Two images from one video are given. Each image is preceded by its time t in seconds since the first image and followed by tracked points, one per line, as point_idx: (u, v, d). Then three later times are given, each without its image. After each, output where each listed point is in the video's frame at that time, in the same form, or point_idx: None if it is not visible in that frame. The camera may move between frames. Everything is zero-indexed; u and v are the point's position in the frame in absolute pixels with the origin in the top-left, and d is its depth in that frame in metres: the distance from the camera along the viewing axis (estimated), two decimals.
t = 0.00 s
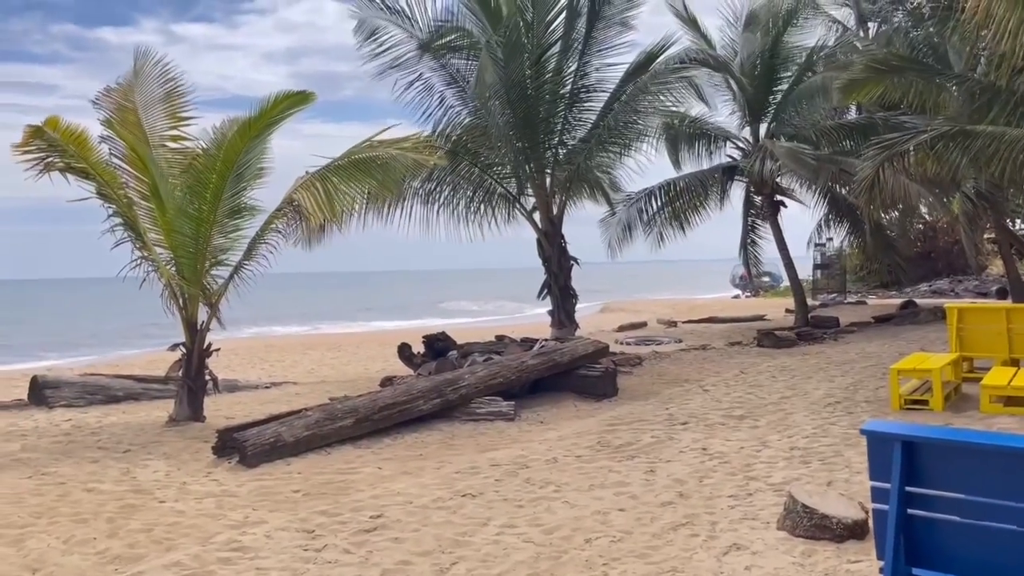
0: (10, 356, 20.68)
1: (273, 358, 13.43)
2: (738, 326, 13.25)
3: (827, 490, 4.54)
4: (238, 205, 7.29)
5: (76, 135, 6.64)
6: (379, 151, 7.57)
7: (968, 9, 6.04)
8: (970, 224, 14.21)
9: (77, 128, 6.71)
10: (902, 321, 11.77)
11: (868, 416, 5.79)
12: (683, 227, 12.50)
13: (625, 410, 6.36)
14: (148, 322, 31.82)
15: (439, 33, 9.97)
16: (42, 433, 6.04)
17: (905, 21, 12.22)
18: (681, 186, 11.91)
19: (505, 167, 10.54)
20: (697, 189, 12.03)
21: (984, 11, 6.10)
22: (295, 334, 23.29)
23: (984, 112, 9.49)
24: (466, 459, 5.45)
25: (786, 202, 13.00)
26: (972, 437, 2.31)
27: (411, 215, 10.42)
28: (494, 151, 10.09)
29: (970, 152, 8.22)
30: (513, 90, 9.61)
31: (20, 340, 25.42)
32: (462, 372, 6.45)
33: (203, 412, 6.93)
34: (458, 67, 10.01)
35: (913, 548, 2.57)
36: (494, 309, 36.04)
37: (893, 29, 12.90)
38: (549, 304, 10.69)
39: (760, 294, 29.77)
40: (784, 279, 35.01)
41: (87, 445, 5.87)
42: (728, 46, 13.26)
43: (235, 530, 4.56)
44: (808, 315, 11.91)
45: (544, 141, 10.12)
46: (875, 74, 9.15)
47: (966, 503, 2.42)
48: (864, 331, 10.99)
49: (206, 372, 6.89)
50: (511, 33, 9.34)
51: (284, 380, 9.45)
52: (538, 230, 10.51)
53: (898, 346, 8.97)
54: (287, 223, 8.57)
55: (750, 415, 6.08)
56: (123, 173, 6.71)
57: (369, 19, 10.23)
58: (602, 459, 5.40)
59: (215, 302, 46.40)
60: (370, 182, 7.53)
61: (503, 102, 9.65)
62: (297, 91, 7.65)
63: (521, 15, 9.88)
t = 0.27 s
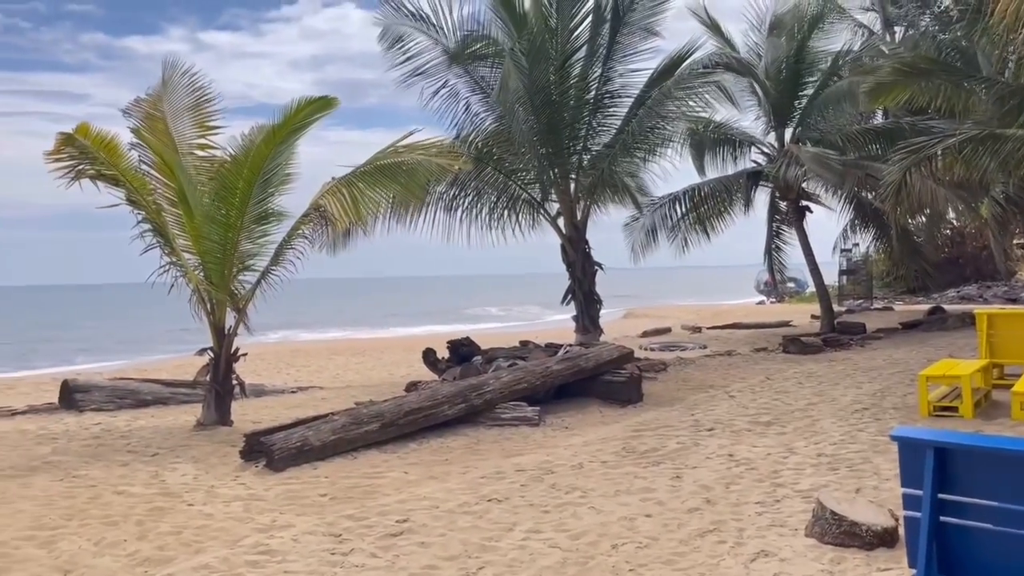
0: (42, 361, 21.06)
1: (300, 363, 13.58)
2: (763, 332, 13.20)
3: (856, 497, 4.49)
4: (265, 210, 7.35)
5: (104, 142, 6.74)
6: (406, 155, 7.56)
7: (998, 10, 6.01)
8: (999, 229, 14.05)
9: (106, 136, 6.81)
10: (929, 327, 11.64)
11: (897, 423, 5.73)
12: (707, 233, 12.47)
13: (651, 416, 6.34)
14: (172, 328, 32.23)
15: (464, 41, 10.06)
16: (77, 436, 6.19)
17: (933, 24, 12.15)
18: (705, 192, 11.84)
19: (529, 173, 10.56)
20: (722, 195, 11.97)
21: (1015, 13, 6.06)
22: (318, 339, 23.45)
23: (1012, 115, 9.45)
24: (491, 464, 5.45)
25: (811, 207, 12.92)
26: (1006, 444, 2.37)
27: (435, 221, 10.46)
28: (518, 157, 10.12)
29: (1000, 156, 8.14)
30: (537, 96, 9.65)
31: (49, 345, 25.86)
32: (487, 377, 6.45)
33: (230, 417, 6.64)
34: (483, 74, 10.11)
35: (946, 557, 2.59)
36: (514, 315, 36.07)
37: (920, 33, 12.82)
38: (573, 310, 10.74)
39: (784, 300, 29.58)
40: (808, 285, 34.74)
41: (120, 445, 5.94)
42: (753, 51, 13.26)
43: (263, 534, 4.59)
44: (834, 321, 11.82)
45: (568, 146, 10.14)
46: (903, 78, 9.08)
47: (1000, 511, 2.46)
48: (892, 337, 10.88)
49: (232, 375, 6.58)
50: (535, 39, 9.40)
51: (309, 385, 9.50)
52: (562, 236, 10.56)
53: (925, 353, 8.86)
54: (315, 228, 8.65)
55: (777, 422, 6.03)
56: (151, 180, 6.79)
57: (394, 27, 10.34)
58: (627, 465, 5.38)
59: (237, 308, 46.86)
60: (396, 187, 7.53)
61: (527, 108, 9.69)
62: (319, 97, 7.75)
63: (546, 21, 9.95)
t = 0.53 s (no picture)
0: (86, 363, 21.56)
1: (337, 366, 13.71)
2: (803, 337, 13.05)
3: (901, 505, 4.40)
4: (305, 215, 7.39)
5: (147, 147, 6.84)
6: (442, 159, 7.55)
7: None
8: None
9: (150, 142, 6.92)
10: (973, 332, 11.41)
11: (943, 430, 5.62)
12: (746, 236, 12.39)
13: (690, 421, 6.29)
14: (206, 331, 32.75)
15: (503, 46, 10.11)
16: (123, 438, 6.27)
17: (978, 25, 11.97)
18: (744, 196, 11.75)
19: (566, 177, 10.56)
20: (761, 198, 11.88)
21: None
22: (351, 343, 23.66)
23: None
24: (529, 469, 5.44)
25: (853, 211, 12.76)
26: None
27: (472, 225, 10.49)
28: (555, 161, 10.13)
29: None
30: (575, 99, 9.66)
31: (90, 347, 26.44)
32: (524, 381, 6.45)
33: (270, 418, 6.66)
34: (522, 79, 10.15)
35: (997, 565, 2.54)
36: (546, 320, 36.02)
37: (965, 34, 12.64)
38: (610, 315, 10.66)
39: (823, 306, 29.19)
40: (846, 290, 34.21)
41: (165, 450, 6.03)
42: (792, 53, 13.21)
43: (303, 535, 4.62)
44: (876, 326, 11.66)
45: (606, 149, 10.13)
46: (947, 79, 8.93)
47: None
48: (936, 343, 10.70)
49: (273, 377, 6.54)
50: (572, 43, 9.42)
51: (346, 388, 9.56)
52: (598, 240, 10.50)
53: (970, 359, 8.68)
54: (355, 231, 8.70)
55: (819, 428, 5.95)
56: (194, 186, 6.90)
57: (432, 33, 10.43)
58: (666, 471, 5.34)
59: (267, 313, 47.43)
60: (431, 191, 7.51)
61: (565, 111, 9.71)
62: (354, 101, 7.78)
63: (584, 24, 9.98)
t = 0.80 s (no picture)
0: (141, 362, 22.26)
1: (387, 366, 13.93)
2: (858, 341, 12.87)
3: (965, 513, 4.29)
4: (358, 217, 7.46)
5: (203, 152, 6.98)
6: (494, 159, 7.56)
7: None
8: None
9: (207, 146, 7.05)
10: None
11: (1006, 437, 5.48)
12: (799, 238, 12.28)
13: (743, 425, 6.23)
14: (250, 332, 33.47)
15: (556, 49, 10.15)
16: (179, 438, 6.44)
17: None
18: (798, 197, 11.63)
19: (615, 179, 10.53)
20: (815, 199, 11.75)
21: None
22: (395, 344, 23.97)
23: None
24: (581, 471, 5.43)
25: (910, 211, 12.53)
26: None
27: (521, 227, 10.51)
28: (606, 162, 10.11)
29: None
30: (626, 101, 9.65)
31: (142, 347, 27.25)
32: (575, 383, 6.46)
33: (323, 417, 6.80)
34: (574, 82, 10.17)
35: None
36: (592, 321, 36.10)
37: None
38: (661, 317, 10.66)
39: (879, 308, 28.62)
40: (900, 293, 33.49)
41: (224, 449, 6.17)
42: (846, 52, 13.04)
43: (358, 534, 4.67)
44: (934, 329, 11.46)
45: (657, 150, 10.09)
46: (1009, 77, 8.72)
47: None
48: (997, 347, 10.45)
49: (326, 378, 6.65)
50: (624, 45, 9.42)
51: (396, 388, 9.65)
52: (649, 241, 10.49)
53: None
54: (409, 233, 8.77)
55: (876, 433, 5.85)
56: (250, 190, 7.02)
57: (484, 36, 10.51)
58: (720, 475, 5.28)
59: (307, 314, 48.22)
60: (483, 191, 7.51)
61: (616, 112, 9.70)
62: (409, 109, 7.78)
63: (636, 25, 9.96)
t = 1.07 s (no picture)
0: (201, 359, 22.97)
1: (445, 365, 14.10)
2: (926, 343, 12.62)
3: None
4: (421, 217, 7.52)
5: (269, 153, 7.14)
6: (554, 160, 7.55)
7: None
8: None
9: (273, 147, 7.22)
10: None
11: None
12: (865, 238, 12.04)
13: (807, 428, 6.14)
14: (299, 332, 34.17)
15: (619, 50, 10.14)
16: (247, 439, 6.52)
17: None
18: (864, 196, 11.42)
19: (676, 178, 10.47)
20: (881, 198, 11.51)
21: None
22: (443, 344, 24.23)
23: None
24: (642, 472, 5.40)
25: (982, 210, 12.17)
26: None
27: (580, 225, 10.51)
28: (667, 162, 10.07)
29: None
30: (688, 99, 9.59)
31: (197, 345, 28.09)
32: (636, 383, 6.45)
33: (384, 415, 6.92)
34: (634, 82, 10.10)
35: None
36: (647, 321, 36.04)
37: None
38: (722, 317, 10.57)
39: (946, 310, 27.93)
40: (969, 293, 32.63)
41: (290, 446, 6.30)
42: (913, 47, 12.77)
43: (421, 532, 4.71)
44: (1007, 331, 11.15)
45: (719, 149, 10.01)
46: None
47: None
48: None
49: (387, 376, 6.74)
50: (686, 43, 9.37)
51: (455, 387, 9.75)
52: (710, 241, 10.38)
53: None
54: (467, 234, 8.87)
55: (947, 438, 5.71)
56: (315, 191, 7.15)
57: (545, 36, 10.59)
58: (784, 478, 5.21)
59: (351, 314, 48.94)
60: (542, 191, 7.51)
61: (678, 111, 9.65)
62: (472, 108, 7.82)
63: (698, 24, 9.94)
